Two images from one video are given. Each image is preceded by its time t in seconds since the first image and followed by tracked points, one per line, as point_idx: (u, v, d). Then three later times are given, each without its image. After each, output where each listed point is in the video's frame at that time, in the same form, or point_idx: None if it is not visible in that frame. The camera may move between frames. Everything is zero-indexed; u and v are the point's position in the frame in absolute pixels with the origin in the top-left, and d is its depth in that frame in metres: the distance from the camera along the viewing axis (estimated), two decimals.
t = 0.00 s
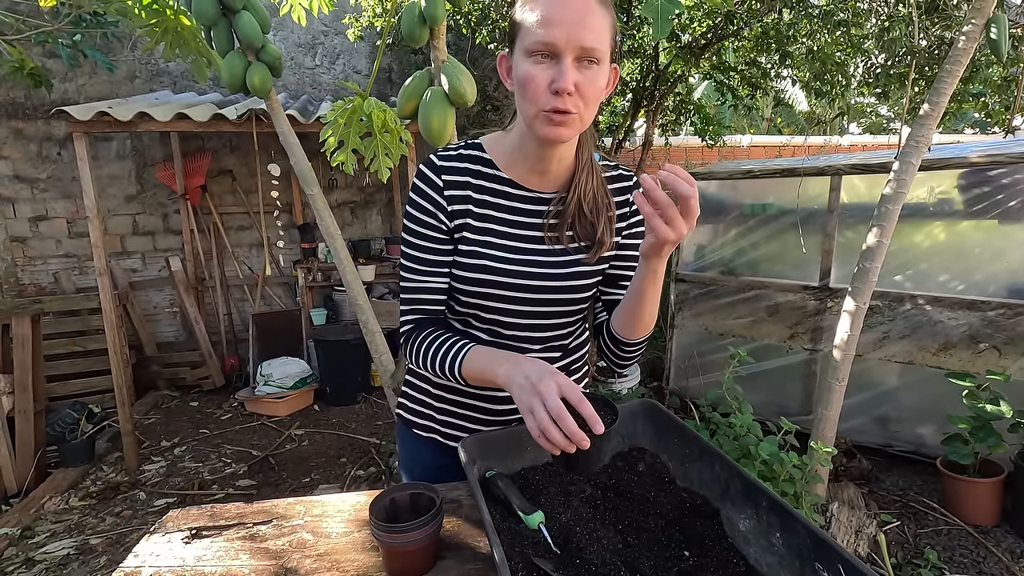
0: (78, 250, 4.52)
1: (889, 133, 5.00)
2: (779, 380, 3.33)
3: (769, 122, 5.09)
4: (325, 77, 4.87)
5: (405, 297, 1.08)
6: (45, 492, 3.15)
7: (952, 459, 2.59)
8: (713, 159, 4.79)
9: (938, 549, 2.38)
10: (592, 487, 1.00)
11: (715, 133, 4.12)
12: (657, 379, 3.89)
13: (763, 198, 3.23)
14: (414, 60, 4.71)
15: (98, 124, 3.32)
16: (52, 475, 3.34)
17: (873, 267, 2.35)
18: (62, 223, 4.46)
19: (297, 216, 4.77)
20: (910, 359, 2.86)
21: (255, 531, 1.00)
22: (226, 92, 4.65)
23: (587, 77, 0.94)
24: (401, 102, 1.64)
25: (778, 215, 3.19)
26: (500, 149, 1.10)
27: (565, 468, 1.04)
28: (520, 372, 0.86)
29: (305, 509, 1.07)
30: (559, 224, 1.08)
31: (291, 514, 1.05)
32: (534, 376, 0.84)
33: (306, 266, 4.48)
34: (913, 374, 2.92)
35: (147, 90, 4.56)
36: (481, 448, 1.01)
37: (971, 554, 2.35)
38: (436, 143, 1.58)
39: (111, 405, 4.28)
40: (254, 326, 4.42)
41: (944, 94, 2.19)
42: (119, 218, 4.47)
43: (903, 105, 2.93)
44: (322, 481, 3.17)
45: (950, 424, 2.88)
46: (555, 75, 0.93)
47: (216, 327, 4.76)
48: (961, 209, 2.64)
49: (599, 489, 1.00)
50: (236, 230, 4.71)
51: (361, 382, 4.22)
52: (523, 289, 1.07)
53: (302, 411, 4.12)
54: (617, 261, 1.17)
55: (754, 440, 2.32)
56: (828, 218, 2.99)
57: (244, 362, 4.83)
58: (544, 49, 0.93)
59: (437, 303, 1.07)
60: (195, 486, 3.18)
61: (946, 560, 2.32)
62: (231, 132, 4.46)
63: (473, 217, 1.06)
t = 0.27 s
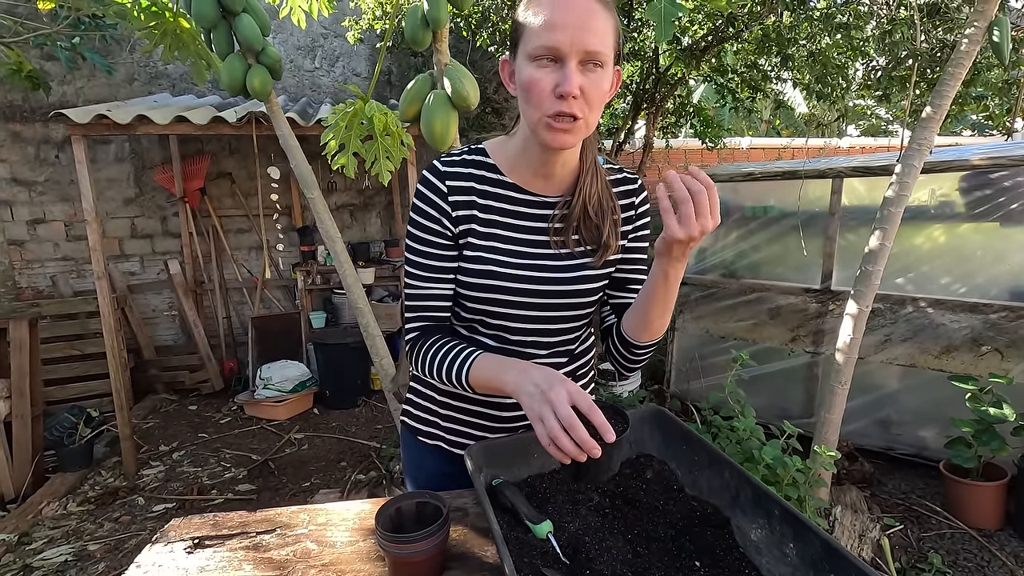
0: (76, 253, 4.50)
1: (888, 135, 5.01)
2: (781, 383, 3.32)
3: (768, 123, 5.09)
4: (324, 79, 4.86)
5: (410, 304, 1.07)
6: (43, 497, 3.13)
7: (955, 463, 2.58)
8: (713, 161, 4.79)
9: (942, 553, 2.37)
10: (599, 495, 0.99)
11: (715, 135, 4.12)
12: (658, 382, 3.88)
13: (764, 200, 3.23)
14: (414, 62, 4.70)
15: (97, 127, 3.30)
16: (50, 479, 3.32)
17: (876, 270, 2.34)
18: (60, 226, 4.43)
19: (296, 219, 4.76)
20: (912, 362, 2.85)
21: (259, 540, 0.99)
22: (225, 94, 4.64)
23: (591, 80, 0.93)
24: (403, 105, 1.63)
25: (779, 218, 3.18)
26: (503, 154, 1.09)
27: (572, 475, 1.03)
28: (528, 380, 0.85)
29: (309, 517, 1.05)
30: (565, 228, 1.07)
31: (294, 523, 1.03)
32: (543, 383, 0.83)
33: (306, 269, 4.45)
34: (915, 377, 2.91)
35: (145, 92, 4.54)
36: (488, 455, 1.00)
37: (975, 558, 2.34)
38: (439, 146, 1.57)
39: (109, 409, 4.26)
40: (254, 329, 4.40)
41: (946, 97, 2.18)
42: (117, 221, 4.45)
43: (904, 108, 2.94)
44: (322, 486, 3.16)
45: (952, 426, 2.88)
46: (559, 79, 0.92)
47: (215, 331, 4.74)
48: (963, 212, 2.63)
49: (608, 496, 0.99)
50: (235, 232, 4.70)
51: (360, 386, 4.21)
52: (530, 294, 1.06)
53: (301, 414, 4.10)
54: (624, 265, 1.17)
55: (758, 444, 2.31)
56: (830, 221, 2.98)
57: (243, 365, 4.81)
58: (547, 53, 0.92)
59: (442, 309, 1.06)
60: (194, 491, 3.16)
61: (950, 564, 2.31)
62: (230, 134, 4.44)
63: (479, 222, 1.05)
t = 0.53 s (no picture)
0: (73, 255, 4.47)
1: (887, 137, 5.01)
2: (782, 385, 3.31)
3: (767, 125, 5.09)
4: (323, 81, 4.84)
5: (413, 308, 1.05)
6: (40, 501, 3.11)
7: (957, 465, 2.57)
8: (713, 163, 4.79)
9: (944, 556, 2.36)
10: (606, 501, 0.97)
11: (714, 137, 4.12)
12: (658, 384, 3.87)
13: (765, 202, 3.22)
14: (413, 64, 4.69)
15: (95, 128, 3.28)
16: (47, 483, 3.29)
17: (878, 272, 2.33)
18: (57, 227, 4.41)
19: (295, 221, 4.74)
20: (914, 364, 2.85)
21: (261, 548, 0.97)
22: (224, 96, 4.62)
23: (595, 74, 0.92)
24: (405, 106, 1.61)
25: (780, 219, 3.17)
26: (508, 155, 1.08)
27: (578, 481, 1.02)
28: (536, 385, 0.84)
29: (311, 524, 1.04)
30: (570, 229, 1.06)
31: (297, 530, 1.02)
32: (552, 388, 0.82)
33: (304, 271, 4.41)
34: (917, 379, 2.91)
35: (143, 93, 4.52)
36: (493, 461, 0.99)
37: (978, 561, 2.33)
38: (441, 148, 1.56)
39: (106, 412, 4.24)
40: (252, 331, 4.38)
41: (948, 99, 2.18)
42: (115, 222, 4.42)
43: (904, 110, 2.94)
44: (322, 490, 3.14)
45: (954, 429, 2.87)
46: (561, 73, 0.90)
47: (214, 333, 4.72)
48: (964, 214, 2.62)
49: (615, 502, 0.97)
50: (234, 234, 4.68)
51: (360, 389, 4.19)
52: (534, 297, 1.05)
53: (300, 417, 4.08)
54: (628, 267, 1.16)
55: (760, 447, 2.30)
56: (830, 222, 2.98)
57: (241, 368, 4.79)
58: (550, 48, 0.91)
59: (446, 313, 1.05)
60: (193, 495, 3.14)
61: (953, 567, 2.30)
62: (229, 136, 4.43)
63: (483, 224, 1.04)
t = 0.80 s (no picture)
0: (69, 257, 4.45)
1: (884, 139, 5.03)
2: (780, 387, 3.31)
3: (765, 127, 5.09)
4: (320, 82, 4.83)
5: (413, 310, 1.04)
6: (35, 505, 3.09)
7: (956, 467, 2.57)
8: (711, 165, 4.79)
9: (943, 558, 2.36)
10: (607, 505, 0.97)
11: (713, 139, 4.12)
12: (656, 386, 3.86)
13: (763, 204, 3.22)
14: (411, 65, 4.69)
15: (91, 129, 3.26)
16: (42, 486, 3.27)
17: (876, 273, 2.34)
18: (53, 229, 4.39)
19: (292, 222, 4.73)
20: (912, 366, 2.85)
21: (258, 553, 0.96)
22: (221, 97, 4.61)
23: (590, 87, 0.91)
24: (403, 108, 1.61)
25: (778, 221, 3.18)
26: (508, 158, 1.08)
27: (578, 485, 1.01)
28: (536, 390, 0.83)
29: (309, 529, 1.03)
30: (569, 231, 1.06)
31: (294, 535, 1.01)
32: (552, 394, 0.81)
33: (302, 272, 4.41)
34: (915, 381, 2.91)
35: (140, 94, 4.51)
36: (492, 465, 0.98)
37: (977, 563, 2.33)
38: (439, 149, 1.56)
39: (102, 415, 4.22)
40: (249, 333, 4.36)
41: (946, 101, 2.18)
42: (111, 224, 4.41)
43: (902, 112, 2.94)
44: (319, 492, 3.13)
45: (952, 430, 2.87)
46: (555, 86, 0.90)
47: (210, 334, 4.70)
48: (962, 216, 2.62)
49: (616, 507, 0.97)
50: (231, 236, 4.66)
51: (357, 391, 4.18)
52: (535, 299, 1.04)
53: (297, 419, 4.07)
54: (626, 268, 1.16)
55: (759, 449, 2.29)
56: (829, 224, 2.97)
57: (238, 369, 4.77)
58: (546, 59, 0.90)
59: (446, 315, 1.04)
60: (189, 498, 3.12)
61: (952, 569, 2.30)
62: (226, 137, 4.42)
63: (484, 227, 1.03)
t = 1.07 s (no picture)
0: (65, 258, 4.44)
1: (881, 140, 5.04)
2: (779, 388, 3.31)
3: (763, 128, 5.10)
4: (318, 82, 4.82)
5: (409, 313, 1.04)
6: (30, 507, 3.07)
7: (954, 468, 2.57)
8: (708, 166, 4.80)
9: (942, 559, 2.36)
10: (606, 507, 0.96)
11: (710, 140, 4.13)
12: (654, 387, 3.86)
13: (761, 205, 3.23)
14: (409, 66, 4.68)
15: (87, 129, 3.25)
16: (37, 488, 3.25)
17: (874, 274, 2.34)
18: (49, 229, 4.37)
19: (290, 223, 4.72)
20: (910, 366, 2.85)
21: (254, 556, 0.95)
22: (218, 97, 4.60)
23: (594, 86, 0.91)
24: (401, 108, 1.60)
25: (776, 222, 3.18)
26: (502, 159, 1.07)
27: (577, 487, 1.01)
28: (536, 393, 0.83)
29: (306, 531, 1.02)
30: (567, 231, 1.05)
31: (291, 537, 1.00)
32: (553, 398, 0.80)
33: (299, 273, 4.43)
34: (913, 381, 2.91)
35: (137, 95, 4.49)
36: (491, 466, 0.97)
37: (975, 564, 2.33)
38: (438, 149, 1.55)
39: (98, 416, 4.20)
40: (246, 334, 4.35)
41: (944, 102, 2.18)
42: (108, 224, 4.39)
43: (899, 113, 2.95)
44: (317, 494, 3.12)
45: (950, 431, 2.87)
46: (560, 82, 0.90)
47: (207, 335, 4.68)
48: (959, 217, 2.63)
49: (615, 509, 0.96)
50: (228, 237, 4.65)
51: (355, 392, 4.17)
52: (532, 300, 1.04)
53: (294, 420, 4.05)
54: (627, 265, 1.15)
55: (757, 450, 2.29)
56: (827, 225, 2.98)
57: (235, 370, 4.76)
58: (552, 55, 0.90)
59: (443, 317, 1.03)
60: (186, 500, 3.11)
61: (950, 570, 2.30)
62: (223, 138, 4.41)
63: (479, 227, 1.03)
